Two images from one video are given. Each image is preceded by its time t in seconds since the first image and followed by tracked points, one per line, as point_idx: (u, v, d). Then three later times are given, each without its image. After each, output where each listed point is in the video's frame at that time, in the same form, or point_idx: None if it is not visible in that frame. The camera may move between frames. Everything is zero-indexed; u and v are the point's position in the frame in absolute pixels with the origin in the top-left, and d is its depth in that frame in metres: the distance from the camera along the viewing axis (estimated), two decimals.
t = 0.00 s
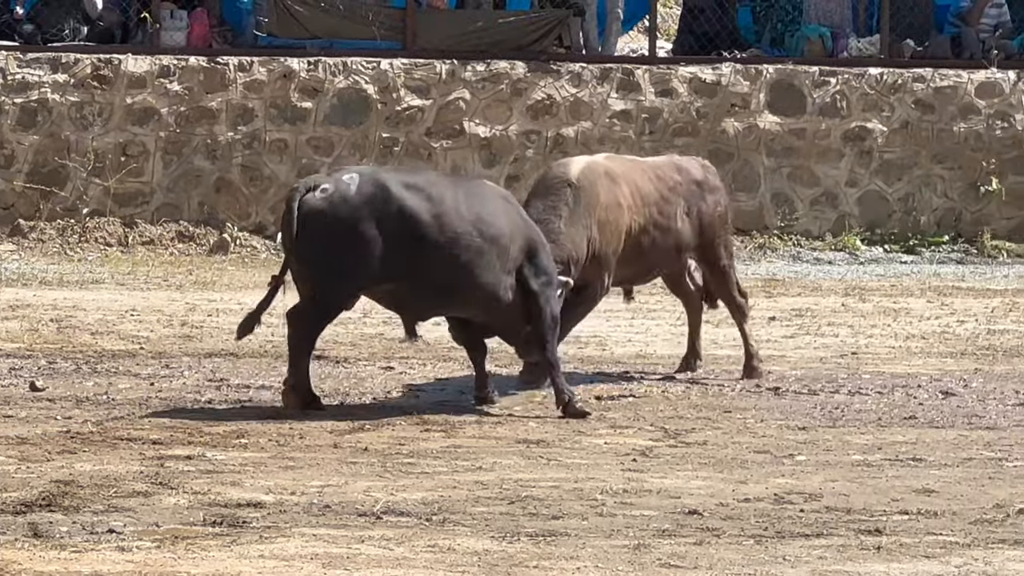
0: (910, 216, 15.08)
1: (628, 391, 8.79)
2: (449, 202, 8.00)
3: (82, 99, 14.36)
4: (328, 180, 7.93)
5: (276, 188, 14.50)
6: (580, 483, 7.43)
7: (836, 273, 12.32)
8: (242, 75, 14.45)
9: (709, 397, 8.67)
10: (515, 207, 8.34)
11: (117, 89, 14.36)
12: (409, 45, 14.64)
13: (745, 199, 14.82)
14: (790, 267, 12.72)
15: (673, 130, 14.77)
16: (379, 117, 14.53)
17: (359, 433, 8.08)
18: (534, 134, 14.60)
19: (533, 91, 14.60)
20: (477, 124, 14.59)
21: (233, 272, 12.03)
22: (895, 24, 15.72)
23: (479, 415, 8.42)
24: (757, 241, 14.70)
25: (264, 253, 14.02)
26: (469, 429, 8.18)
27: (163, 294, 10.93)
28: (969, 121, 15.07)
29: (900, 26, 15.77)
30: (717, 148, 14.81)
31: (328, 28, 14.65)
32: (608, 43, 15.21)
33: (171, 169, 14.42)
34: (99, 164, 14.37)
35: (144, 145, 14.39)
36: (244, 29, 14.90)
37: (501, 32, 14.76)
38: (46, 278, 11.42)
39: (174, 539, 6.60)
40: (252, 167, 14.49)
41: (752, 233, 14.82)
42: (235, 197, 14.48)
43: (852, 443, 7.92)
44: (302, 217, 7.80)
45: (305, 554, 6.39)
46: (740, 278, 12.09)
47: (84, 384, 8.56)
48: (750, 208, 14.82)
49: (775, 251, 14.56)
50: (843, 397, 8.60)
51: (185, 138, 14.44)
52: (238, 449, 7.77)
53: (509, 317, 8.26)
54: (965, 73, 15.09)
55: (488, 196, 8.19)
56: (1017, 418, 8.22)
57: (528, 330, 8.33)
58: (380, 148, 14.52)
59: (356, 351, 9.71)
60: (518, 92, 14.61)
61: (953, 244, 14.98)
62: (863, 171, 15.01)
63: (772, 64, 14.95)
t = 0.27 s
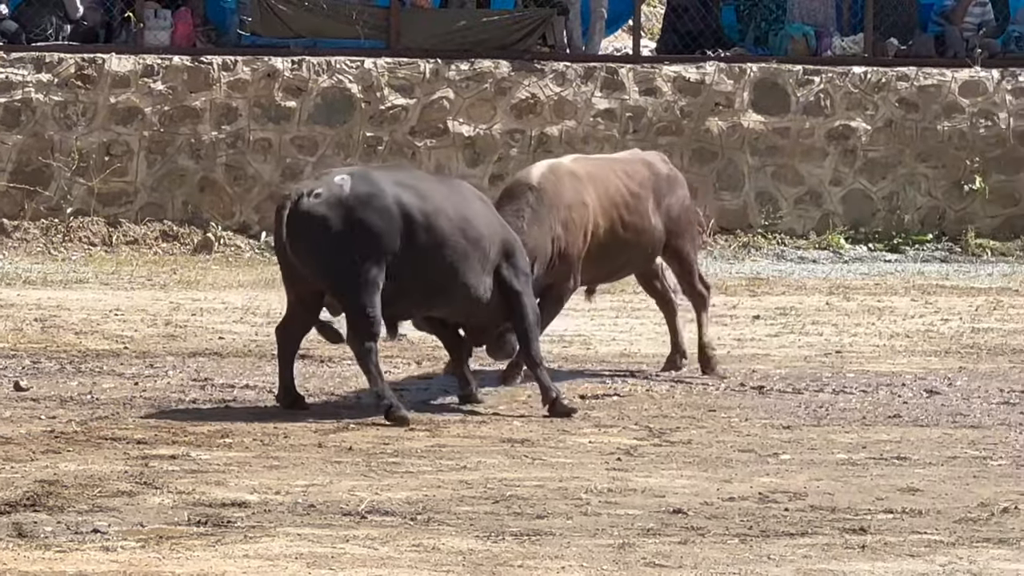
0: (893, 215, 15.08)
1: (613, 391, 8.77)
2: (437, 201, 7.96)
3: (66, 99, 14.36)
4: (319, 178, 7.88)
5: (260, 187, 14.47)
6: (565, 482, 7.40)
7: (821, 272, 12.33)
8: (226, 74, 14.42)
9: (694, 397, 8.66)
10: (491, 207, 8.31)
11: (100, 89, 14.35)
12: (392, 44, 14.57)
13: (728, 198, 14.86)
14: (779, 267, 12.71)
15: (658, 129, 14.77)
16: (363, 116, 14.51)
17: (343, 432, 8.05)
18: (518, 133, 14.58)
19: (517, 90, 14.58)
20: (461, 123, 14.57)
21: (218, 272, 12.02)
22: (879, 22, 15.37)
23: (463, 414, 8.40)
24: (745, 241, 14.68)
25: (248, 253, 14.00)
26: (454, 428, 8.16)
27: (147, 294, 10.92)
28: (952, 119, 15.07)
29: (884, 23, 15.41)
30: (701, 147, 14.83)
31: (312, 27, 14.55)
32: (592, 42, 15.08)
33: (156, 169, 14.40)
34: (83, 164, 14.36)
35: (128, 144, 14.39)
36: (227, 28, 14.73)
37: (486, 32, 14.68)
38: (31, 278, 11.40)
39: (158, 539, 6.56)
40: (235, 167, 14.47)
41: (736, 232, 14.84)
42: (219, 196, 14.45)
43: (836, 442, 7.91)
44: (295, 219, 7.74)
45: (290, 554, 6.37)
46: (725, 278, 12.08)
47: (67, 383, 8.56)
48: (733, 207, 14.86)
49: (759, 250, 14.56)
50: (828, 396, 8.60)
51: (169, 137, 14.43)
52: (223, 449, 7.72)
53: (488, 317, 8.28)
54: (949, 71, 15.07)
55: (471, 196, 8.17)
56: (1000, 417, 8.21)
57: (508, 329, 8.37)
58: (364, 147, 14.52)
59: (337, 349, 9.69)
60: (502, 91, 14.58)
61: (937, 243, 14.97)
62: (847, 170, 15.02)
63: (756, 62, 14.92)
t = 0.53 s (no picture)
0: (884, 214, 15.05)
1: (603, 390, 8.76)
2: (455, 205, 7.93)
3: (55, 98, 14.37)
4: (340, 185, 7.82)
5: (250, 187, 14.46)
6: (555, 481, 7.39)
7: (811, 270, 12.33)
8: (215, 74, 14.40)
9: (683, 395, 8.65)
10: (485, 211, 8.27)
11: (90, 89, 14.37)
12: (381, 44, 14.58)
13: (718, 197, 14.89)
14: (771, 267, 12.70)
15: (647, 127, 14.78)
16: (353, 115, 14.50)
17: (333, 432, 8.03)
18: (507, 132, 14.59)
19: (506, 89, 14.57)
20: (451, 122, 14.55)
21: (208, 272, 12.02)
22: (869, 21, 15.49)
23: (453, 413, 8.38)
24: (738, 241, 14.67)
25: (237, 252, 14.01)
26: (444, 427, 8.14)
27: (137, 294, 10.93)
28: (942, 118, 15.06)
29: (874, 23, 15.53)
30: (690, 146, 14.85)
31: (302, 27, 14.51)
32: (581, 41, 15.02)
33: (145, 168, 14.40)
34: (72, 163, 14.37)
35: (117, 144, 14.40)
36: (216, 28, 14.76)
37: (475, 31, 14.65)
38: (21, 278, 11.40)
39: (148, 538, 6.56)
40: (225, 167, 14.46)
41: (726, 231, 14.84)
42: (209, 196, 14.45)
43: (826, 441, 7.91)
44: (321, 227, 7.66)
45: (279, 553, 6.36)
46: (716, 277, 12.08)
47: (57, 383, 8.56)
48: (723, 206, 14.87)
49: (749, 249, 14.57)
50: (818, 395, 8.60)
51: (158, 137, 14.42)
52: (212, 448, 7.70)
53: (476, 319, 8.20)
54: (938, 70, 15.06)
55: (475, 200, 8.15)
56: (990, 416, 8.21)
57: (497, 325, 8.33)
58: (355, 147, 14.51)
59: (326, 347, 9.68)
60: (492, 90, 14.57)
61: (927, 242, 14.94)
62: (837, 168, 15.01)
63: (745, 62, 14.92)
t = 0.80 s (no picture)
0: (877, 209, 15.09)
1: (598, 387, 8.75)
2: (480, 212, 8.00)
3: (49, 97, 14.33)
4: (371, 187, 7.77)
5: (244, 185, 14.47)
6: (550, 479, 7.39)
7: (805, 266, 12.34)
8: (208, 72, 14.37)
9: (678, 392, 8.64)
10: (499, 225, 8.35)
11: (83, 87, 14.34)
12: (375, 41, 14.61)
13: (711, 193, 14.88)
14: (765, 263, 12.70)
15: (641, 124, 14.77)
16: (346, 113, 14.49)
17: (328, 430, 8.02)
18: (501, 129, 14.57)
19: (500, 86, 14.56)
20: (444, 120, 14.53)
21: (202, 270, 12.01)
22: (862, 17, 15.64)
23: (448, 411, 8.37)
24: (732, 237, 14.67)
25: (232, 250, 14.03)
26: (438, 424, 8.13)
27: (131, 292, 10.92)
28: (935, 114, 15.07)
29: (867, 19, 15.67)
30: (684, 142, 14.84)
31: (295, 24, 14.52)
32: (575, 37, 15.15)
33: (139, 167, 14.37)
34: (66, 162, 14.34)
35: (111, 142, 14.37)
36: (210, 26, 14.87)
37: (469, 27, 14.65)
38: (16, 277, 11.39)
39: (143, 537, 6.56)
40: (219, 165, 14.45)
41: (720, 227, 14.83)
42: (203, 193, 14.43)
43: (821, 437, 7.92)
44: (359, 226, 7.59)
45: (275, 551, 6.36)
46: (710, 274, 12.08)
47: (51, 382, 8.56)
48: (717, 202, 14.87)
49: (743, 245, 14.57)
50: (812, 391, 8.61)
51: (152, 135, 14.39)
52: (207, 447, 7.70)
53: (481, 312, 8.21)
54: (931, 66, 15.06)
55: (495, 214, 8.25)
56: (984, 412, 8.22)
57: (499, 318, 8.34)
58: (347, 145, 14.50)
59: (320, 344, 9.66)
60: (485, 87, 14.54)
61: (920, 237, 14.93)
62: (831, 164, 15.01)
63: (738, 58, 14.93)
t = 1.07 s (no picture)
0: (875, 207, 15.09)
1: (596, 386, 8.75)
2: (491, 209, 8.09)
3: (47, 98, 14.34)
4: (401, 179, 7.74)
5: (242, 185, 14.46)
6: (548, 477, 7.40)
7: (803, 264, 12.35)
8: (206, 72, 14.38)
9: (676, 390, 8.64)
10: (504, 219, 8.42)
11: (82, 87, 14.36)
12: (373, 40, 14.68)
13: (709, 192, 14.88)
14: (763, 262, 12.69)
15: (638, 123, 14.78)
16: (344, 113, 14.48)
17: (326, 429, 8.02)
18: (499, 128, 14.56)
19: (498, 85, 14.56)
20: (443, 119, 14.51)
21: (201, 271, 12.02)
22: (860, 15, 15.78)
23: (445, 409, 8.36)
24: (731, 237, 14.67)
25: (230, 250, 13.97)
26: (436, 423, 8.12)
27: (129, 292, 10.93)
28: (933, 112, 15.05)
29: (865, 17, 15.82)
30: (681, 141, 14.85)
31: (292, 24, 14.64)
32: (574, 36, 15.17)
33: (138, 167, 14.38)
34: (64, 162, 14.36)
35: (109, 143, 14.37)
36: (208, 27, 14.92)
37: (467, 26, 14.73)
38: (15, 278, 11.40)
39: (142, 536, 6.56)
40: (217, 166, 14.45)
41: (719, 226, 14.82)
42: (201, 194, 14.44)
43: (819, 435, 7.92)
44: (393, 216, 7.55)
45: (273, 551, 6.37)
46: (709, 272, 12.08)
47: (50, 382, 8.56)
48: (715, 200, 14.86)
49: (742, 244, 14.56)
50: (811, 389, 8.61)
51: (150, 135, 14.39)
52: (206, 446, 7.70)
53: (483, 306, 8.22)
54: (929, 64, 15.07)
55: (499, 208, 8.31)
56: (983, 409, 8.22)
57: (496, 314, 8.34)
58: (345, 144, 14.49)
59: (318, 342, 9.66)
60: (483, 87, 14.55)
61: (919, 235, 14.91)
62: (829, 163, 15.01)
63: (734, 56, 14.94)
